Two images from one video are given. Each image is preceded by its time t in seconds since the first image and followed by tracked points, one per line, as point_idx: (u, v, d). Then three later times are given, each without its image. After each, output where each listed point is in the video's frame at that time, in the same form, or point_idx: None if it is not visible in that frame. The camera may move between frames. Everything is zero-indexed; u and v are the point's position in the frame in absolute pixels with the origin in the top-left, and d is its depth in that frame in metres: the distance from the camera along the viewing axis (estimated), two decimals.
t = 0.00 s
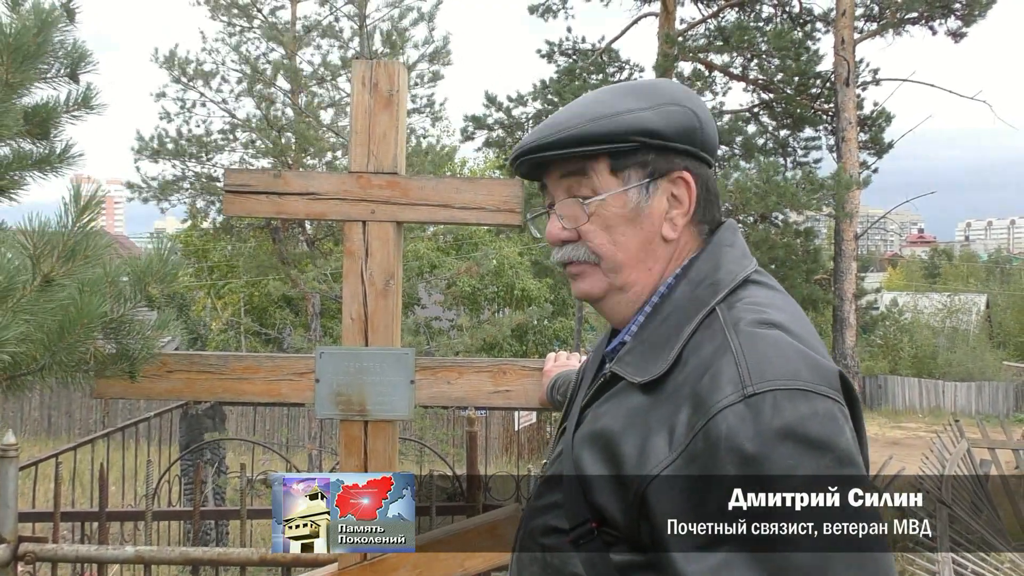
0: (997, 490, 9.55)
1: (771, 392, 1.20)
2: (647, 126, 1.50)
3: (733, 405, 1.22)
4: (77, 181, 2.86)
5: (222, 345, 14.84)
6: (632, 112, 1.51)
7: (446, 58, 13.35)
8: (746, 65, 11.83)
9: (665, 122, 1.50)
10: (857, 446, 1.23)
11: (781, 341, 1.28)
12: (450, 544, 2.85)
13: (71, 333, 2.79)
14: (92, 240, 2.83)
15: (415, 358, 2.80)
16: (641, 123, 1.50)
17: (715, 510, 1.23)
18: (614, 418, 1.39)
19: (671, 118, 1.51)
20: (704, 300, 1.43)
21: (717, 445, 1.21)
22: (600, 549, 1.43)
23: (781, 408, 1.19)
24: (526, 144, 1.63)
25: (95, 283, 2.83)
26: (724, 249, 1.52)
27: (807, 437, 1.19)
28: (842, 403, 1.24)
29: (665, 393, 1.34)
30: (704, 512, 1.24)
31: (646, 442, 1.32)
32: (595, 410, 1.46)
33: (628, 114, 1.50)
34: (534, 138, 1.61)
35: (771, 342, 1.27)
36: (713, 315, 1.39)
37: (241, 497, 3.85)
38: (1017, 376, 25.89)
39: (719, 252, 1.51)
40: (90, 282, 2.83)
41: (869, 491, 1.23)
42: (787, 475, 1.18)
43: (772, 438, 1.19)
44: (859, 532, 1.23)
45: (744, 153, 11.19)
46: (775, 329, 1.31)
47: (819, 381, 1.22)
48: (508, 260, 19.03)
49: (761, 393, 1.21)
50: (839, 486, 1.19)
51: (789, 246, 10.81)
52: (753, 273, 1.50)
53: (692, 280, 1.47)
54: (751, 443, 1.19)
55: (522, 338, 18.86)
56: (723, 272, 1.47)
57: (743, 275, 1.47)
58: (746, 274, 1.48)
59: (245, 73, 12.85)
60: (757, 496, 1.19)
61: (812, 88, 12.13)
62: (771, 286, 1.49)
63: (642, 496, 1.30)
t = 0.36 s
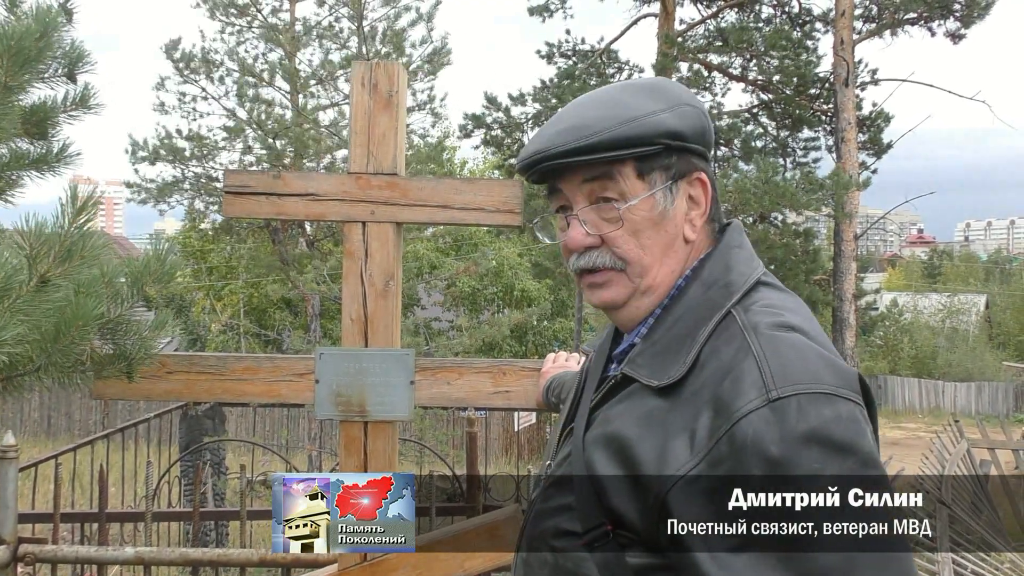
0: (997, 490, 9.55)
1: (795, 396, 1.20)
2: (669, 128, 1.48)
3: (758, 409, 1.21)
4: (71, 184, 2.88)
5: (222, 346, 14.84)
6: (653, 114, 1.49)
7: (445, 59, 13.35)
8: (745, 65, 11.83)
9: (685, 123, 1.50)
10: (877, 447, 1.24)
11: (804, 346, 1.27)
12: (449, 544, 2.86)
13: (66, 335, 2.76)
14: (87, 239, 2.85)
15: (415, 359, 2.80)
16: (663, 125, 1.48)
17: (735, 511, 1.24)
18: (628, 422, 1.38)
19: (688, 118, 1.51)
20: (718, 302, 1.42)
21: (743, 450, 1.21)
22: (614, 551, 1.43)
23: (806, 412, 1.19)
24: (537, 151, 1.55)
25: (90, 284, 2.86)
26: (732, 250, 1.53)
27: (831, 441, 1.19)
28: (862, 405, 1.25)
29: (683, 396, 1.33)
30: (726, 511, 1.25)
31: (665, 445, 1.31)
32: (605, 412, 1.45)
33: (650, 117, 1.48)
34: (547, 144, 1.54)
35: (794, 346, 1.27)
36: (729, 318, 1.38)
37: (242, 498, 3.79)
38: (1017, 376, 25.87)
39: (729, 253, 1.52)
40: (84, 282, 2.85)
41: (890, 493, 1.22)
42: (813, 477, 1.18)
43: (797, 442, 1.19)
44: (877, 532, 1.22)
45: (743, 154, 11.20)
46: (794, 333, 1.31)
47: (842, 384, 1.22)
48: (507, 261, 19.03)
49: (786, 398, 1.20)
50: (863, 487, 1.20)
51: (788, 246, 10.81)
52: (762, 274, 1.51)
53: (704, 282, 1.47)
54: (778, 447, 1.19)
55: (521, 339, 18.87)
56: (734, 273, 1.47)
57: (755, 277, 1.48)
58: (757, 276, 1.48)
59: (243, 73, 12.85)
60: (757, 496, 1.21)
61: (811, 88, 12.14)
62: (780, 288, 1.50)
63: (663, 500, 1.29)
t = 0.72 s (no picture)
0: (996, 490, 9.57)
1: (803, 395, 1.20)
2: (674, 130, 1.48)
3: (766, 408, 1.21)
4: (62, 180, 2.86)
5: (222, 346, 14.84)
6: (658, 115, 1.48)
7: (444, 60, 13.35)
8: (745, 66, 11.83)
9: (689, 123, 1.50)
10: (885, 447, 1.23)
11: (811, 345, 1.27)
12: (449, 545, 2.85)
13: (59, 328, 2.80)
14: (80, 237, 2.84)
15: (415, 359, 2.80)
16: (668, 126, 1.48)
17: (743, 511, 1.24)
18: (635, 422, 1.38)
19: (691, 118, 1.51)
20: (724, 302, 1.42)
21: (750, 449, 1.21)
22: (619, 551, 1.42)
23: (813, 411, 1.19)
24: (542, 152, 1.55)
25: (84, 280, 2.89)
26: (737, 251, 1.52)
27: (838, 439, 1.18)
28: (869, 404, 1.25)
29: (689, 396, 1.33)
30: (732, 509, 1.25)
31: (672, 444, 1.31)
32: (611, 411, 1.45)
33: (654, 117, 1.47)
34: (551, 146, 1.54)
35: (802, 346, 1.26)
36: (735, 318, 1.38)
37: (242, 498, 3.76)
38: (1017, 377, 25.91)
39: (733, 253, 1.52)
40: (78, 279, 2.88)
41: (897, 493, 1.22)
42: (821, 475, 1.18)
43: (805, 442, 1.19)
44: (884, 532, 1.22)
45: (743, 155, 11.20)
46: (801, 332, 1.31)
47: (850, 383, 1.22)
48: (506, 262, 19.04)
49: (794, 397, 1.20)
50: (870, 487, 1.19)
51: (788, 247, 10.83)
52: (767, 274, 1.51)
53: (709, 281, 1.47)
54: (786, 447, 1.19)
55: (521, 339, 18.88)
56: (740, 274, 1.47)
57: (760, 276, 1.47)
58: (762, 276, 1.48)
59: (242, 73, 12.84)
60: (758, 496, 1.21)
61: (811, 89, 12.14)
62: (784, 288, 1.50)
63: (670, 500, 1.29)
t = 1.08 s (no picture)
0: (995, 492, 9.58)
1: (807, 396, 1.20)
2: (675, 131, 1.48)
3: (769, 410, 1.21)
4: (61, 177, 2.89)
5: (221, 347, 14.83)
6: (659, 117, 1.48)
7: (444, 60, 13.35)
8: (745, 67, 11.84)
9: (690, 124, 1.50)
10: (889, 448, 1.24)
11: (815, 345, 1.27)
12: (449, 545, 2.84)
13: (62, 331, 2.80)
14: (78, 233, 2.88)
15: (415, 360, 2.80)
16: (668, 127, 1.48)
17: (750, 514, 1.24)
18: (639, 424, 1.38)
19: (693, 118, 1.51)
20: (728, 303, 1.42)
21: (755, 450, 1.21)
22: (623, 552, 1.43)
23: (818, 412, 1.19)
24: (542, 155, 1.55)
25: (85, 280, 2.86)
26: (740, 251, 1.53)
27: (843, 441, 1.18)
28: (873, 405, 1.25)
29: (694, 397, 1.33)
30: (739, 510, 1.24)
31: (677, 447, 1.31)
32: (613, 412, 1.45)
33: (655, 119, 1.47)
34: (551, 148, 1.54)
35: (806, 347, 1.26)
36: (738, 318, 1.38)
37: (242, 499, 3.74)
38: (1016, 378, 25.93)
39: (737, 253, 1.53)
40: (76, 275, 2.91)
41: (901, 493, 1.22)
42: (827, 477, 1.18)
43: (809, 443, 1.19)
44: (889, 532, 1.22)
45: (742, 155, 11.21)
46: (805, 333, 1.31)
47: (853, 384, 1.22)
48: (506, 262, 19.05)
49: (797, 398, 1.20)
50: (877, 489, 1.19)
51: (788, 248, 10.84)
52: (768, 274, 1.52)
53: (712, 282, 1.47)
54: (789, 448, 1.19)
55: (520, 340, 18.89)
56: (744, 274, 1.47)
57: (763, 277, 1.48)
58: (765, 277, 1.48)
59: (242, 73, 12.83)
60: (761, 496, 1.22)
61: (810, 90, 12.14)
62: (787, 289, 1.50)
63: (674, 501, 1.30)
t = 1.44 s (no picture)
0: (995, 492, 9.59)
1: (783, 400, 1.21)
2: (570, 147, 1.52)
3: (745, 413, 1.22)
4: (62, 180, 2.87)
5: (220, 347, 14.84)
6: (563, 134, 1.53)
7: (444, 61, 13.36)
8: (745, 68, 11.85)
9: (586, 139, 1.49)
10: (867, 450, 1.24)
11: (793, 348, 1.28)
12: (449, 545, 2.85)
13: (66, 336, 2.75)
14: (80, 236, 2.82)
15: (415, 361, 2.80)
16: (565, 144, 1.52)
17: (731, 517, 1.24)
18: (621, 424, 1.37)
19: (593, 132, 1.49)
20: (711, 305, 1.42)
21: (731, 453, 1.21)
22: (607, 554, 1.40)
23: (794, 415, 1.20)
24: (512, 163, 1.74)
25: (88, 283, 2.84)
26: (727, 253, 1.51)
27: (820, 444, 1.19)
28: (853, 408, 1.25)
29: (673, 399, 1.33)
30: (721, 513, 1.25)
31: (656, 450, 1.30)
32: (600, 414, 1.44)
33: (556, 134, 1.54)
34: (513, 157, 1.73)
35: (784, 349, 1.28)
36: (720, 321, 1.39)
37: (242, 500, 3.73)
38: (1015, 379, 25.94)
39: (723, 255, 1.51)
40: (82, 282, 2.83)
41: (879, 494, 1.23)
42: (804, 480, 1.19)
43: (785, 446, 1.19)
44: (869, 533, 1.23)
45: (742, 156, 11.22)
46: (785, 336, 1.32)
47: (831, 388, 1.23)
48: (506, 263, 19.06)
49: (773, 401, 1.21)
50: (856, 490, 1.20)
51: (788, 249, 10.85)
52: (756, 277, 1.50)
53: (697, 284, 1.46)
54: (764, 452, 1.20)
55: (520, 340, 18.91)
56: (730, 276, 1.46)
57: (748, 279, 1.47)
58: (751, 278, 1.48)
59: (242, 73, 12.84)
60: (757, 495, 1.19)
61: (810, 91, 12.15)
62: (775, 291, 1.50)
63: (653, 503, 1.29)
